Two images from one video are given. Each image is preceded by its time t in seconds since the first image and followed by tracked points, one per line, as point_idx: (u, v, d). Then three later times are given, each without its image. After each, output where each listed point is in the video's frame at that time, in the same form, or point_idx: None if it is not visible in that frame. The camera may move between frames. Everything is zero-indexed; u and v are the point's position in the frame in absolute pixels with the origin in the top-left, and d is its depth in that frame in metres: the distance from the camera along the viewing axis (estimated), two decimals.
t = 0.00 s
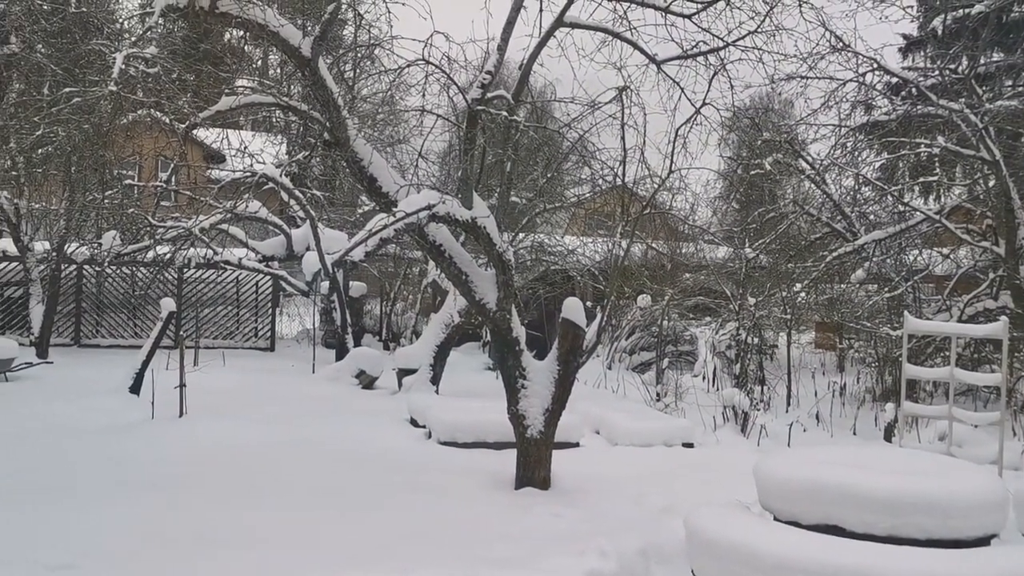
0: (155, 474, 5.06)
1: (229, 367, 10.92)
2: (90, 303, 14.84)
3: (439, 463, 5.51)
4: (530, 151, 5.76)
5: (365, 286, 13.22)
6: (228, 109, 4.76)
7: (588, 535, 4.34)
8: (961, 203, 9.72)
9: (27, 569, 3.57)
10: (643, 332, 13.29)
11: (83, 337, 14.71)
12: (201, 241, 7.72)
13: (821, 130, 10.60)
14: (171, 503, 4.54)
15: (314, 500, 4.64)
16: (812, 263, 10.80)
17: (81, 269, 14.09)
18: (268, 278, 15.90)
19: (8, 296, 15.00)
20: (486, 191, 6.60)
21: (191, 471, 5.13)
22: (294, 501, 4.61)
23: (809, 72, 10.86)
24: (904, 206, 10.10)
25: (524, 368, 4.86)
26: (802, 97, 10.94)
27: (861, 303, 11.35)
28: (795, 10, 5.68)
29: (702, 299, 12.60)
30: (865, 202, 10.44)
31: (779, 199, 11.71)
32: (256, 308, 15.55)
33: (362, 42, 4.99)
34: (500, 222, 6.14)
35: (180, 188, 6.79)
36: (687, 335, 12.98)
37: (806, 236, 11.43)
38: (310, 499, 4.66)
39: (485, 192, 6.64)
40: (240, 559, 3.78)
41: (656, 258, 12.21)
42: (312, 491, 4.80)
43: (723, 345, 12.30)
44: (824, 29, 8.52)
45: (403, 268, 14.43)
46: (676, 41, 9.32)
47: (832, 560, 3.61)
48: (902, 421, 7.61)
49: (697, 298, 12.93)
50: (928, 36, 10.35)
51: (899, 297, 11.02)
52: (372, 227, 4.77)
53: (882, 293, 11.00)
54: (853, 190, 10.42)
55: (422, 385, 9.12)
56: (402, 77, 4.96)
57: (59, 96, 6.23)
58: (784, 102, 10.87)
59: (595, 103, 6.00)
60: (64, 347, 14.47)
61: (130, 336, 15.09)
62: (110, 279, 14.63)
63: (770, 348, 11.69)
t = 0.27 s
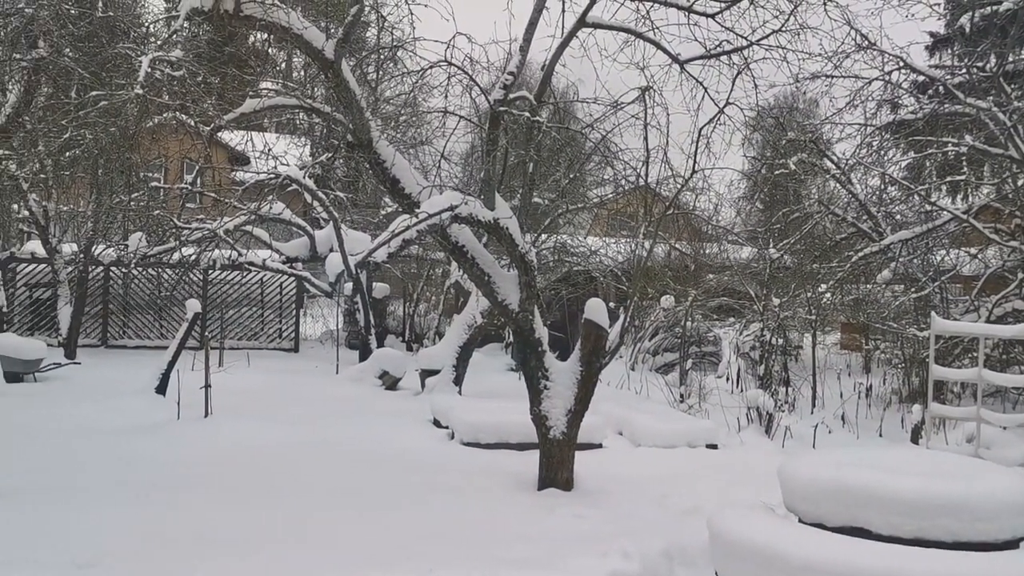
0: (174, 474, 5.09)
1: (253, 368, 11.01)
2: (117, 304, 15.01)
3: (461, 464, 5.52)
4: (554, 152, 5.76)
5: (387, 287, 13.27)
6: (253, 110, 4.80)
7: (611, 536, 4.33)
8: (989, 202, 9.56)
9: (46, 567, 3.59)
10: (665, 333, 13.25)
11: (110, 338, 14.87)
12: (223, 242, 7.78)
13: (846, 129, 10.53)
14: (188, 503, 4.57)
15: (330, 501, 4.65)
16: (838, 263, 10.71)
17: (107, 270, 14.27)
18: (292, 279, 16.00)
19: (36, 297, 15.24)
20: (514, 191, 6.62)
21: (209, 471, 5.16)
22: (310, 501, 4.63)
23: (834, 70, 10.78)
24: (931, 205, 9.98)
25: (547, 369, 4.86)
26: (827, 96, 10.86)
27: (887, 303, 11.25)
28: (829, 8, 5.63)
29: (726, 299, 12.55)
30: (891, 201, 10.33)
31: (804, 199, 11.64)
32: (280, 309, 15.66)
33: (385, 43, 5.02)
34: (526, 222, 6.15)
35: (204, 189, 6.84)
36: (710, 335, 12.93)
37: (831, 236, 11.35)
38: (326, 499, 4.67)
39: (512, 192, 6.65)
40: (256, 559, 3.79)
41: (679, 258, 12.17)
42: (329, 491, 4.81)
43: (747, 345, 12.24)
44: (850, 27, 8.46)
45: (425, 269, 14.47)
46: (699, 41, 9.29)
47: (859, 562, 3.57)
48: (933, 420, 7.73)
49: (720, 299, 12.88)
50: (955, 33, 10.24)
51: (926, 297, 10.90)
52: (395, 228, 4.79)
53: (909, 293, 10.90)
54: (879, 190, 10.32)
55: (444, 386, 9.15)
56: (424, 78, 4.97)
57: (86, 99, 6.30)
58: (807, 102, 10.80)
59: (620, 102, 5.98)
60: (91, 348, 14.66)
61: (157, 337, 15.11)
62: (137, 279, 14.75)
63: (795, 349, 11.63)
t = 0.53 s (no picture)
0: (190, 473, 5.10)
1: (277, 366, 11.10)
2: (143, 303, 15.16)
3: (482, 462, 5.52)
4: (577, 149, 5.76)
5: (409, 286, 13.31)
6: (275, 110, 4.82)
7: (633, 536, 4.31)
8: (1016, 198, 9.38)
9: (61, 565, 3.59)
10: (688, 332, 13.21)
11: (136, 337, 15.02)
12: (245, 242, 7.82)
13: (872, 125, 10.45)
14: (203, 502, 4.57)
15: (345, 500, 4.65)
16: (864, 261, 10.60)
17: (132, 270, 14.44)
18: (316, 278, 16.09)
19: (63, 296, 15.47)
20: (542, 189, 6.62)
21: (225, 470, 5.17)
22: (325, 501, 4.62)
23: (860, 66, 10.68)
24: (957, 202, 9.82)
25: (569, 367, 4.85)
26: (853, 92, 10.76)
27: (913, 301, 11.16)
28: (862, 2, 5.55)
29: (750, 297, 12.49)
30: (918, 198, 10.21)
31: (829, 196, 11.55)
32: (304, 308, 15.75)
33: (407, 41, 5.03)
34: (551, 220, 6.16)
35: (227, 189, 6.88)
36: (734, 333, 12.87)
37: (856, 233, 11.25)
38: (341, 499, 4.66)
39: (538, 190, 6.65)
40: (271, 558, 3.79)
41: (702, 256, 12.13)
42: (345, 490, 4.80)
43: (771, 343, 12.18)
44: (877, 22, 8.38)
45: (447, 268, 14.50)
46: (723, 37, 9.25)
47: (884, 562, 3.54)
48: (960, 419, 7.71)
49: (744, 296, 12.82)
50: (983, 27, 10.15)
51: (953, 295, 10.78)
52: (419, 227, 4.81)
53: (936, 291, 10.80)
54: (905, 186, 10.22)
55: (466, 384, 9.18)
56: (444, 77, 4.99)
57: (111, 101, 6.35)
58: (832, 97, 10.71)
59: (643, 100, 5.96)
60: (117, 347, 14.84)
61: (182, 335, 15.23)
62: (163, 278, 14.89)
63: (820, 348, 11.56)
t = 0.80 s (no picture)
0: (210, 470, 5.12)
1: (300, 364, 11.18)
2: (167, 302, 15.24)
3: (504, 459, 5.53)
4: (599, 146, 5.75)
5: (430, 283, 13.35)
6: (296, 108, 4.86)
7: (656, 533, 4.30)
8: None
9: (80, 562, 3.61)
10: (711, 328, 13.17)
11: (161, 335, 15.15)
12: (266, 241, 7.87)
13: (895, 118, 10.44)
14: (223, 499, 4.58)
15: (364, 498, 4.64)
16: (888, 257, 10.50)
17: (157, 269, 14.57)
18: (338, 276, 16.17)
19: (87, 295, 15.67)
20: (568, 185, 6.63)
21: (245, 467, 5.20)
22: (344, 498, 4.62)
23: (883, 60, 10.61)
24: (982, 196, 9.68)
25: (590, 364, 4.84)
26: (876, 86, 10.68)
27: (937, 297, 11.12)
28: None
29: (773, 293, 12.44)
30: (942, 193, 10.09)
31: (852, 191, 11.49)
32: (326, 306, 15.83)
33: (428, 40, 5.05)
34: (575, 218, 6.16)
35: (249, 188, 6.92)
36: (757, 330, 12.82)
37: (880, 228, 11.17)
38: (359, 496, 4.65)
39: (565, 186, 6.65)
40: (291, 554, 3.80)
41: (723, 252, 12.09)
42: (364, 488, 4.80)
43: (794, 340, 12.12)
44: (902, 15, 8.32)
45: (469, 266, 14.54)
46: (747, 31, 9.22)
47: (909, 559, 3.51)
48: (985, 416, 7.69)
49: (766, 293, 12.76)
50: (1008, 19, 10.16)
51: (979, 291, 10.66)
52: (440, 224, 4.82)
53: (960, 286, 10.74)
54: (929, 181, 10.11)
55: (487, 382, 9.21)
56: (464, 75, 5.00)
57: (134, 100, 6.39)
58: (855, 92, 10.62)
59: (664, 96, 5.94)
60: (143, 345, 14.99)
61: (206, 334, 15.37)
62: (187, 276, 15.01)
63: (844, 344, 11.50)
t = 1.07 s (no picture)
0: (233, 467, 5.15)
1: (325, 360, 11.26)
2: (192, 299, 15.40)
3: (529, 455, 5.53)
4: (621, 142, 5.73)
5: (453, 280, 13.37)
6: (320, 105, 4.88)
7: (681, 529, 4.29)
8: None
9: (93, 557, 3.63)
10: (735, 324, 13.11)
11: (187, 332, 15.34)
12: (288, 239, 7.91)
13: (922, 111, 10.29)
14: (244, 496, 4.61)
15: (380, 496, 4.63)
16: (915, 251, 10.35)
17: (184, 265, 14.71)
18: (361, 274, 16.24)
19: (114, 293, 15.88)
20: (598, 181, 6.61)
21: (268, 464, 5.23)
22: (365, 495, 4.63)
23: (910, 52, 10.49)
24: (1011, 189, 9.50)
25: (613, 360, 4.83)
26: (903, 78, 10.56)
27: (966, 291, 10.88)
28: None
29: (798, 288, 12.35)
30: (971, 185, 9.95)
31: (879, 185, 11.38)
32: (350, 303, 15.91)
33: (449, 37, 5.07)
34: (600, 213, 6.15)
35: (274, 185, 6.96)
36: (782, 325, 12.74)
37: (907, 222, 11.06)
38: (380, 494, 4.65)
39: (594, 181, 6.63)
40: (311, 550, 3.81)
41: (747, 247, 12.02)
42: (380, 486, 4.79)
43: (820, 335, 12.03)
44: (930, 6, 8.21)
45: (492, 262, 14.55)
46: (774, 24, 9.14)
47: (936, 554, 3.47)
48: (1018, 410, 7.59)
49: (791, 288, 12.67)
50: None
51: (1009, 285, 10.49)
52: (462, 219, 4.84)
53: (989, 281, 10.37)
54: (957, 173, 9.97)
55: (510, 378, 9.22)
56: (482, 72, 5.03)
57: (159, 100, 6.45)
58: (882, 84, 10.48)
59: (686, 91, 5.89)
60: (169, 342, 15.15)
61: (231, 330, 15.51)
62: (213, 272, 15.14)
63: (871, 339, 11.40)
